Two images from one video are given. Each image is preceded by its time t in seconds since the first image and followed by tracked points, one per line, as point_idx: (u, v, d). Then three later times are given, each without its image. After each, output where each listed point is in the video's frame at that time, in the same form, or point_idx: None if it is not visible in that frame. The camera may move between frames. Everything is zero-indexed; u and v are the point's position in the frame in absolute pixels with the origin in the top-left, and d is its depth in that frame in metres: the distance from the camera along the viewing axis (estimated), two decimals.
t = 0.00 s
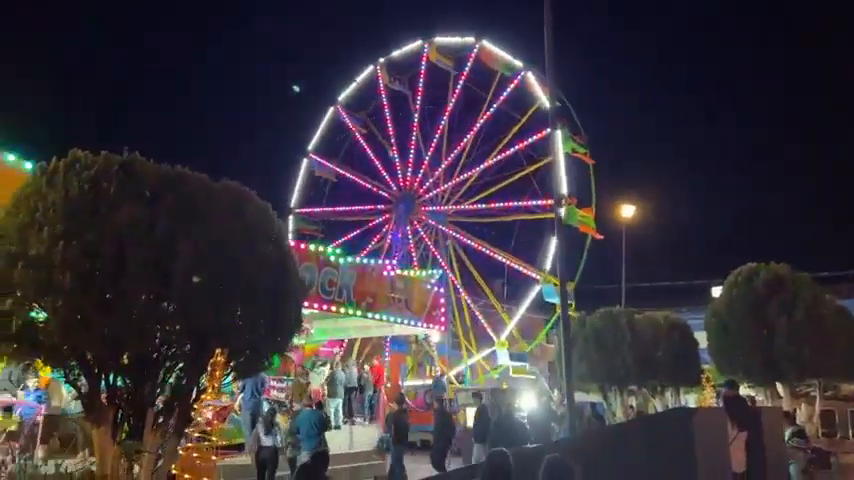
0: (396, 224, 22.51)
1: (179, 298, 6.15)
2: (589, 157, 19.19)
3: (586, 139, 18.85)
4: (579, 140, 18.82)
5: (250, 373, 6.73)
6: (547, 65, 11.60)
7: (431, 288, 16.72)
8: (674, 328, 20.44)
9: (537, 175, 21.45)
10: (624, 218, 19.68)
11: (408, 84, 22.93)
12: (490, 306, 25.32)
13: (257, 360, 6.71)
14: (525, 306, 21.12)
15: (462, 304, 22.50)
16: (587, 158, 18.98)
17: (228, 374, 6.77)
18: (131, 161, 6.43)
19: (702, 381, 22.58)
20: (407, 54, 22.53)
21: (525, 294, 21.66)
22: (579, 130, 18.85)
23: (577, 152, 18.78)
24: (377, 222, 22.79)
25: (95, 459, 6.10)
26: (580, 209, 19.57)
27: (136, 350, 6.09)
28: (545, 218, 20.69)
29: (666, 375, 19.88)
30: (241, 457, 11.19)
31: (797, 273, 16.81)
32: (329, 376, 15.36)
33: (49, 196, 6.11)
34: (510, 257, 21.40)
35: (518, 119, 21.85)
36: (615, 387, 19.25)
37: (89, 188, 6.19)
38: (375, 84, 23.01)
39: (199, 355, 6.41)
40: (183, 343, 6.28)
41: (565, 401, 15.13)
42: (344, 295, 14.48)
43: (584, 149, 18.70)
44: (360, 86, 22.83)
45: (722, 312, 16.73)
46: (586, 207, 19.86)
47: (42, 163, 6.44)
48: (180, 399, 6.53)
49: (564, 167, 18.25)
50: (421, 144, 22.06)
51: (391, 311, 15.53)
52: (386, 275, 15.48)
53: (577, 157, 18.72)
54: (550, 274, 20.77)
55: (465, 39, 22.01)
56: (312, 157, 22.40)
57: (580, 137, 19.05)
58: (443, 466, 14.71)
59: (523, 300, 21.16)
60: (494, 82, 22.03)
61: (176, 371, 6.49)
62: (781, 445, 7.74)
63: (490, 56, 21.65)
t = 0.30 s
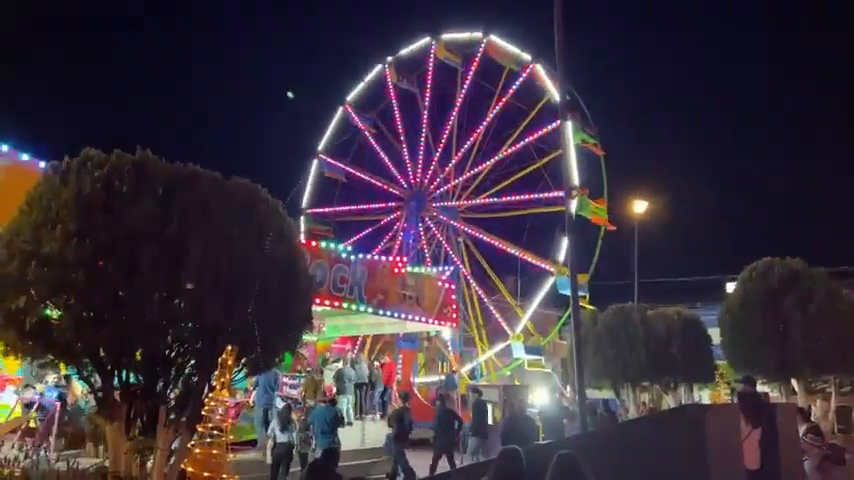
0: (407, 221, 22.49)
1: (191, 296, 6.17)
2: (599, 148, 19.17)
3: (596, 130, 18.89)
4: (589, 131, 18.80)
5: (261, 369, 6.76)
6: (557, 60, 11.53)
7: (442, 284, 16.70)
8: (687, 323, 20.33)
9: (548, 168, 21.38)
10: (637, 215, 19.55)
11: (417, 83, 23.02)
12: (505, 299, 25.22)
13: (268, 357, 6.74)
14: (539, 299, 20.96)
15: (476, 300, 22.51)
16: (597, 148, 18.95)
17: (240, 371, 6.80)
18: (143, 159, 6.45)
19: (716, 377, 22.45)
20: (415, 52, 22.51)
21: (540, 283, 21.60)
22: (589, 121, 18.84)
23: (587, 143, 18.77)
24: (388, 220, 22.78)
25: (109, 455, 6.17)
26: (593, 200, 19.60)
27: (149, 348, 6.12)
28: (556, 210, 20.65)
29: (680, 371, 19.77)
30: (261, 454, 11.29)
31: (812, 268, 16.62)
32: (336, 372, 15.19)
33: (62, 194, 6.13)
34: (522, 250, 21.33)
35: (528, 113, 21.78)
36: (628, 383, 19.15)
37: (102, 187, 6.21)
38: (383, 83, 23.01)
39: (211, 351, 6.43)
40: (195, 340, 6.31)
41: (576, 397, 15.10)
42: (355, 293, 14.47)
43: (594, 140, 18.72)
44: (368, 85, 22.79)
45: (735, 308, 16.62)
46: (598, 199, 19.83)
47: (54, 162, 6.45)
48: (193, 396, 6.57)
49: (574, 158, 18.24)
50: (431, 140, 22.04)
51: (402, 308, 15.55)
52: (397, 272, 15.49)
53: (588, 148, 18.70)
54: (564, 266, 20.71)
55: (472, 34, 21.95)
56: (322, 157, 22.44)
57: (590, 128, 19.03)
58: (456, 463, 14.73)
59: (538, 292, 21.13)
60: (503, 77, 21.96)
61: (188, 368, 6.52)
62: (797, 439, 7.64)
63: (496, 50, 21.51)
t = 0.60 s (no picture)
0: (419, 218, 22.49)
1: (203, 293, 6.20)
2: (610, 140, 19.14)
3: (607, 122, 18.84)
4: (601, 123, 18.77)
5: (274, 366, 6.78)
6: (568, 56, 11.49)
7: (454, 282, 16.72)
8: (700, 319, 20.23)
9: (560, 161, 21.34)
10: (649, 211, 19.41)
11: (425, 82, 22.95)
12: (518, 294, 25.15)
13: (282, 353, 6.76)
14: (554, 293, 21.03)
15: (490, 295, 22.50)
16: (608, 141, 18.94)
17: (253, 368, 6.82)
18: (155, 158, 6.48)
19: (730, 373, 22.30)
20: (424, 50, 22.54)
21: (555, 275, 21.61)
22: (600, 114, 18.80)
23: (598, 135, 18.73)
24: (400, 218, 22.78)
25: (125, 451, 6.23)
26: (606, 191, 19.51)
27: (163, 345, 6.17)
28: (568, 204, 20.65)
29: (694, 367, 19.67)
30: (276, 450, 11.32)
31: (828, 264, 16.44)
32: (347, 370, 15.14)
33: (77, 193, 6.18)
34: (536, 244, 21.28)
35: (538, 107, 21.75)
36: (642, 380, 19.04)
37: (116, 186, 6.25)
38: (392, 83, 23.01)
39: (224, 348, 6.47)
40: (209, 338, 6.35)
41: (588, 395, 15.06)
42: (367, 291, 14.48)
43: (604, 132, 18.67)
44: (377, 85, 22.79)
45: (749, 305, 16.47)
46: (611, 191, 19.77)
47: (69, 162, 6.51)
48: (207, 392, 6.61)
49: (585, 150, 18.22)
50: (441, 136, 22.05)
51: (413, 305, 15.58)
52: (409, 269, 15.51)
53: (599, 141, 18.67)
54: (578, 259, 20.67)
55: (480, 30, 22.00)
56: (333, 159, 22.47)
57: (601, 120, 19.00)
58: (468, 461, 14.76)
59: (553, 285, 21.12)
60: (512, 72, 22.00)
61: (202, 365, 6.56)
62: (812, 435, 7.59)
63: (505, 45, 21.64)
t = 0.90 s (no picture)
0: (427, 215, 22.52)
1: (215, 291, 6.22)
2: (618, 131, 19.18)
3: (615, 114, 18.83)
4: (608, 114, 18.80)
5: (284, 363, 6.80)
6: (578, 52, 11.45)
7: (464, 280, 16.72)
8: (711, 316, 20.16)
9: (568, 154, 21.32)
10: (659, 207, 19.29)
11: (431, 81, 23.00)
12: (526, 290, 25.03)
13: (292, 350, 6.78)
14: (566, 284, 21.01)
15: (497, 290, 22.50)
16: (616, 133, 18.94)
17: (265, 365, 6.85)
18: (166, 156, 6.51)
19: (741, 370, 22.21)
20: (429, 48, 22.60)
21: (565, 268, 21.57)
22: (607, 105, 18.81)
23: (606, 127, 18.72)
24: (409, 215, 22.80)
25: (138, 447, 6.27)
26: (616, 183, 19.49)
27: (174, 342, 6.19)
28: (577, 197, 20.63)
29: (704, 364, 19.62)
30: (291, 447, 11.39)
31: (841, 261, 16.29)
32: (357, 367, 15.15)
33: (90, 192, 6.22)
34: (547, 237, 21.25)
35: (545, 102, 21.73)
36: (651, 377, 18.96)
37: (128, 183, 6.29)
38: (398, 82, 23.06)
39: (236, 344, 6.50)
40: (220, 335, 6.38)
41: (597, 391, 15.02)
42: (376, 287, 14.51)
43: (612, 123, 18.64)
44: (383, 85, 22.85)
45: (760, 302, 16.38)
46: (620, 182, 19.70)
47: (83, 160, 6.58)
48: (218, 389, 6.62)
49: (594, 142, 18.17)
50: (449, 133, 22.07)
51: (423, 303, 15.57)
52: (418, 267, 15.50)
53: (607, 133, 18.67)
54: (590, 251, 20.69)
55: (485, 26, 22.00)
56: (340, 160, 22.50)
57: (609, 112, 19.04)
58: (477, 456, 14.84)
59: (564, 278, 21.12)
60: (518, 69, 22.03)
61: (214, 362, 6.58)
62: (825, 432, 7.55)
63: (510, 41, 21.59)
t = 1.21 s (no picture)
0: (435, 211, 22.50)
1: (225, 287, 6.22)
2: (624, 123, 19.20)
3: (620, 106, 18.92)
4: (614, 106, 18.84)
5: (293, 359, 6.83)
6: (586, 47, 11.41)
7: (471, 277, 16.73)
8: (721, 313, 20.05)
9: (576, 146, 21.31)
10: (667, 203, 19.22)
11: (435, 80, 22.88)
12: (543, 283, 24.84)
13: (301, 346, 6.80)
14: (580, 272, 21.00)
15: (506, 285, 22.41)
16: (622, 124, 18.96)
17: (274, 361, 6.87)
18: (175, 152, 6.53)
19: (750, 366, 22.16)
20: (433, 46, 22.59)
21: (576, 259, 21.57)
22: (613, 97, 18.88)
23: (613, 119, 18.75)
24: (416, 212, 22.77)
25: (149, 443, 6.28)
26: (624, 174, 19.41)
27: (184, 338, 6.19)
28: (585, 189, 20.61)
29: (711, 361, 19.53)
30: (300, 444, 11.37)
31: None
32: (365, 363, 15.16)
33: (99, 188, 6.24)
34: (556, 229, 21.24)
35: (551, 95, 21.76)
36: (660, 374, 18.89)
37: (138, 180, 6.31)
38: (402, 81, 23.06)
39: (245, 341, 6.52)
40: (229, 331, 6.40)
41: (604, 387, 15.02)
42: (384, 283, 14.53)
43: (618, 115, 18.66)
44: (388, 84, 22.87)
45: (771, 299, 16.30)
46: (629, 173, 19.67)
47: (93, 157, 6.61)
48: (228, 385, 6.67)
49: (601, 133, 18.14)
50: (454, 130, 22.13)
51: (431, 299, 15.58)
52: (426, 263, 15.49)
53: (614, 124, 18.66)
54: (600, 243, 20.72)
55: (489, 22, 22.02)
56: (346, 160, 22.50)
57: (615, 104, 19.06)
58: (482, 453, 15.02)
59: (573, 271, 21.16)
60: (522, 64, 22.13)
61: (223, 357, 6.62)
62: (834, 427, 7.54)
63: (514, 36, 21.66)
